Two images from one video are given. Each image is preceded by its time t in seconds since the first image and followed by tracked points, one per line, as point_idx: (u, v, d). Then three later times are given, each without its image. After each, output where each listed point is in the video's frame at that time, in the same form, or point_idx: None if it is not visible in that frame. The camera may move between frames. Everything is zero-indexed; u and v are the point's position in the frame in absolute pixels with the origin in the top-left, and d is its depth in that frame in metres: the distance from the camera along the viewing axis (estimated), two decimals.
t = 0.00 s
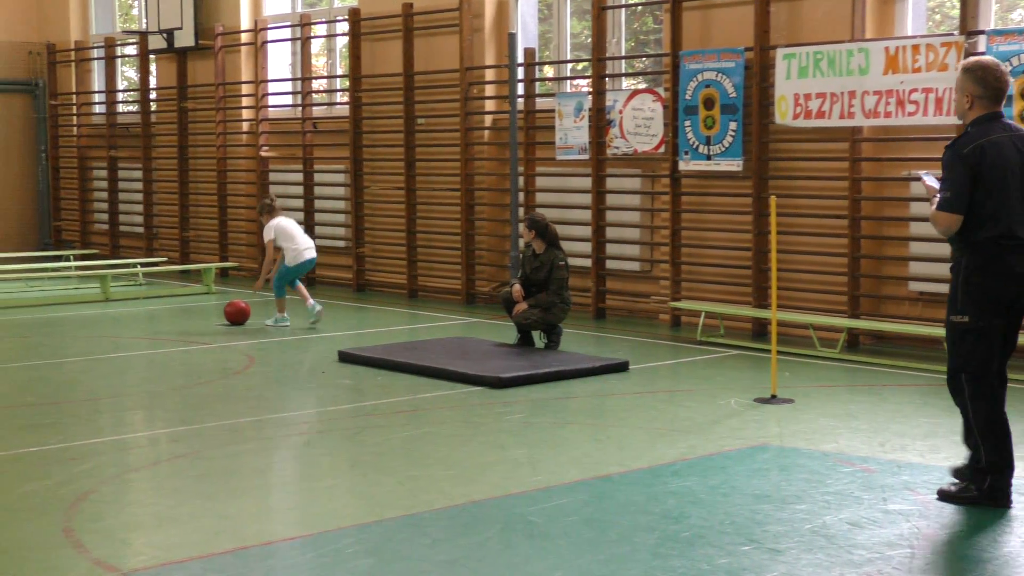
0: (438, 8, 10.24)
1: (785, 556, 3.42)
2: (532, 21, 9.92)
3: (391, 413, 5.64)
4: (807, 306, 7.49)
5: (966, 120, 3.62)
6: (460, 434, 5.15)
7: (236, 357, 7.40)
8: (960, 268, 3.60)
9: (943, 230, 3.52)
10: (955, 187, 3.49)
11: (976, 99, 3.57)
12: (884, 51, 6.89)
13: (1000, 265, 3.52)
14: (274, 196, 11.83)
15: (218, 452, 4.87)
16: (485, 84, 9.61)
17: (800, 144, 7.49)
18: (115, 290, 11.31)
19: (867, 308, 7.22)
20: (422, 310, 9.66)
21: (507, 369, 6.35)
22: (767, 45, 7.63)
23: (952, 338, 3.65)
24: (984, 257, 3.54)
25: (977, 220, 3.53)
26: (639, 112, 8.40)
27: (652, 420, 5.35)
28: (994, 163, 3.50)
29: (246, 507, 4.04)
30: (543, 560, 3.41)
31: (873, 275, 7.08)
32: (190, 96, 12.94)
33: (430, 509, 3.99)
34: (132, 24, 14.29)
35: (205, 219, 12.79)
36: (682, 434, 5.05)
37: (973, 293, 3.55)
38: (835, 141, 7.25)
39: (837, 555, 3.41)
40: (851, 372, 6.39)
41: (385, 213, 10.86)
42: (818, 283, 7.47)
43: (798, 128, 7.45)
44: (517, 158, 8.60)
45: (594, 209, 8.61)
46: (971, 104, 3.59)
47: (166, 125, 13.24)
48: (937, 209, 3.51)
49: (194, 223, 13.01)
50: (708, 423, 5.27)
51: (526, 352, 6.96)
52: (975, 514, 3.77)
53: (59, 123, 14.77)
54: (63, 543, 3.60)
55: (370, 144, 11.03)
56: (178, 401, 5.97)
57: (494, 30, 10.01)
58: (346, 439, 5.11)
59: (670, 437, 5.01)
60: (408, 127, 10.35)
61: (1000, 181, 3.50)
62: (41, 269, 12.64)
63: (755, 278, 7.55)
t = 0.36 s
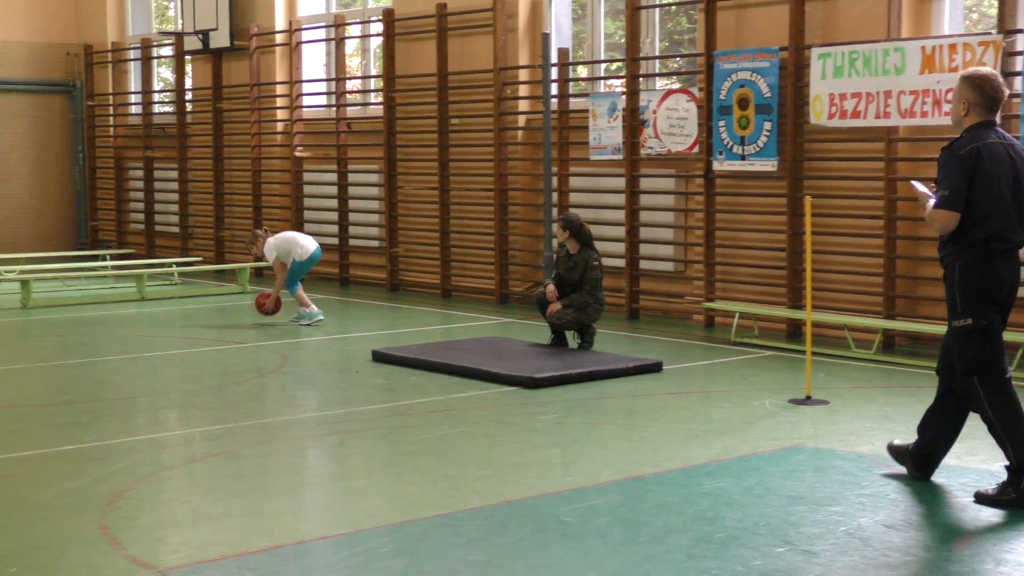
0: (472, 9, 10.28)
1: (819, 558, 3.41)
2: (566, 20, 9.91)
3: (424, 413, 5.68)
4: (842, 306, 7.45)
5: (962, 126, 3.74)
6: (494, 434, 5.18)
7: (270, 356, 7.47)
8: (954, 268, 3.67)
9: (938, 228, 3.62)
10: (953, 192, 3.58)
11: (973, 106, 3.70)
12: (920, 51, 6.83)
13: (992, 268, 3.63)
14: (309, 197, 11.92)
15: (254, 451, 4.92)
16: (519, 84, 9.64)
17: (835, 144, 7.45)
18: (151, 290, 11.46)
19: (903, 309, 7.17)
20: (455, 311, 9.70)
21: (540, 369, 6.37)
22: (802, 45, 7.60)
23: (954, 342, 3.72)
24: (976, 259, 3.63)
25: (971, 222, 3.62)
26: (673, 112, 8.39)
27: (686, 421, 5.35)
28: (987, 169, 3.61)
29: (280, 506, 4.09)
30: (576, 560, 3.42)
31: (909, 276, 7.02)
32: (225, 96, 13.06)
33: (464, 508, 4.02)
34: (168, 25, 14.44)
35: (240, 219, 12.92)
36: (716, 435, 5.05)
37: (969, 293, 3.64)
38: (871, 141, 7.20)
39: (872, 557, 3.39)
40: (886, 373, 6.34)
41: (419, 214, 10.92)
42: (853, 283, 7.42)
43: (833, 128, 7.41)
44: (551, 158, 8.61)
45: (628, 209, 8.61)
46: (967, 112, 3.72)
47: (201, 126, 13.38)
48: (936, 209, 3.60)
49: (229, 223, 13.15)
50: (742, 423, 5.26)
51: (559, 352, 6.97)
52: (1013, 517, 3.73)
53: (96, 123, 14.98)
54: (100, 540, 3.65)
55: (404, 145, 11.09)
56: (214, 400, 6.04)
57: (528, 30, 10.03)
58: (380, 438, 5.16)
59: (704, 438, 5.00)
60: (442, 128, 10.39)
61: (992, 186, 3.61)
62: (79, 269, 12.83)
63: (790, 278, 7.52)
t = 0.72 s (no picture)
0: (508, 9, 10.31)
1: (856, 560, 3.40)
2: (601, 21, 9.91)
3: (459, 413, 5.71)
4: (879, 308, 7.40)
5: (961, 120, 3.89)
6: (528, 434, 5.20)
7: (306, 356, 7.54)
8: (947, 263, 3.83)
9: (935, 215, 3.76)
10: (954, 187, 3.73)
11: (974, 101, 3.84)
12: (958, 49, 6.78)
13: (983, 260, 3.79)
14: (345, 198, 12.01)
15: (289, 451, 4.98)
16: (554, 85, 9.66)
17: (872, 144, 7.40)
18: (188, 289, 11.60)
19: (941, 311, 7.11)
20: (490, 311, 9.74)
21: (575, 369, 6.38)
22: (839, 45, 7.55)
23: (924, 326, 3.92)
24: (969, 252, 3.78)
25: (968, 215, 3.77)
26: (708, 112, 8.36)
27: (720, 422, 5.35)
28: (982, 164, 3.76)
29: (316, 505, 4.14)
30: (609, 561, 3.44)
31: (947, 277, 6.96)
32: (262, 97, 13.18)
33: (498, 509, 4.05)
34: (205, 26, 14.58)
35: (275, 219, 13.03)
36: (752, 436, 5.04)
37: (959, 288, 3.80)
38: (909, 141, 7.16)
39: (909, 560, 3.38)
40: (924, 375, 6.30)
41: (453, 214, 10.97)
42: (890, 284, 7.37)
43: (870, 128, 7.36)
44: (586, 159, 8.62)
45: (662, 210, 8.60)
46: (969, 106, 3.86)
47: (238, 127, 13.52)
48: (940, 202, 3.73)
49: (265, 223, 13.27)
50: (778, 425, 5.25)
51: (594, 353, 6.99)
52: None
53: (134, 124, 15.18)
54: (139, 538, 3.72)
55: (438, 145, 11.14)
56: (250, 399, 6.12)
57: (564, 31, 10.04)
58: (414, 438, 5.20)
59: (739, 439, 5.00)
60: (477, 128, 10.43)
61: (985, 179, 3.77)
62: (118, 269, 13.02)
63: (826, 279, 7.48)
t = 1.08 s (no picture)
0: (546, 10, 10.34)
1: (896, 563, 3.39)
2: (640, 21, 9.91)
3: (496, 413, 5.74)
4: (921, 309, 7.33)
5: (970, 121, 3.97)
6: (565, 435, 5.22)
7: (345, 356, 7.61)
8: (953, 263, 3.92)
9: (944, 218, 3.86)
10: (963, 191, 3.82)
11: (982, 102, 3.93)
12: (1001, 48, 6.71)
13: (989, 259, 3.88)
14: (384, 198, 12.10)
15: (328, 450, 5.05)
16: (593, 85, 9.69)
17: (914, 144, 7.34)
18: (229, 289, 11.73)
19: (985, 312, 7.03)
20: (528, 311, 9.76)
21: (613, 370, 6.39)
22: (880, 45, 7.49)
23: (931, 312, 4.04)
24: (975, 252, 3.88)
25: (975, 215, 3.86)
26: (747, 112, 8.34)
27: (759, 424, 5.33)
28: (988, 168, 3.86)
29: (355, 504, 4.19)
30: (647, 562, 3.45)
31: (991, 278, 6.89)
32: (302, 98, 13.31)
33: (536, 509, 4.07)
34: (246, 27, 14.73)
35: (314, 219, 13.15)
36: (791, 438, 5.03)
37: (963, 288, 3.90)
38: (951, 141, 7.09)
39: (951, 564, 3.36)
40: (966, 377, 6.24)
41: (492, 214, 11.01)
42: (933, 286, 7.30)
43: (911, 128, 7.31)
44: (625, 159, 8.61)
45: (701, 211, 8.58)
46: (978, 108, 3.95)
47: (278, 127, 13.66)
48: (949, 207, 3.83)
49: (304, 223, 13.38)
50: (817, 427, 5.23)
51: (632, 353, 6.99)
52: None
53: (175, 124, 15.38)
54: (181, 535, 3.79)
55: (477, 145, 11.19)
56: (289, 399, 6.19)
57: (602, 31, 10.05)
58: (452, 438, 5.23)
59: (778, 441, 4.98)
60: (515, 129, 10.47)
61: (990, 180, 3.86)
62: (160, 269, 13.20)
63: (867, 280, 7.43)
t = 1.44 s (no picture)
0: (582, 10, 10.35)
1: (934, 566, 3.37)
2: (677, 21, 9.89)
3: (531, 413, 5.77)
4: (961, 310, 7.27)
5: (954, 131, 4.00)
6: (600, 436, 5.24)
7: (380, 356, 7.67)
8: (940, 268, 4.02)
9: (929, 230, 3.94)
10: (945, 202, 3.89)
11: (965, 111, 3.97)
12: None
13: (976, 260, 3.97)
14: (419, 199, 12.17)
15: (363, 450, 5.10)
16: (629, 86, 9.69)
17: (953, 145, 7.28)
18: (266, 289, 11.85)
19: None
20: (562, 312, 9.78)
21: (649, 371, 6.40)
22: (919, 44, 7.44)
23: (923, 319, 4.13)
24: (961, 257, 3.97)
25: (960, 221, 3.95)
26: (784, 113, 8.31)
27: (795, 425, 5.32)
28: (969, 176, 3.92)
29: (390, 504, 4.24)
30: (682, 564, 3.46)
31: None
32: (338, 98, 13.42)
33: (571, 510, 4.09)
34: (283, 28, 14.86)
35: (351, 219, 13.25)
36: (827, 439, 5.01)
37: (954, 293, 3.99)
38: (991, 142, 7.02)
39: (989, 567, 3.34)
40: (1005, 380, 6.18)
41: (527, 215, 11.04)
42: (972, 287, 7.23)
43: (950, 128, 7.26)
44: (661, 159, 8.60)
45: (738, 211, 8.55)
46: (961, 117, 3.99)
47: (315, 128, 13.78)
48: (931, 219, 3.90)
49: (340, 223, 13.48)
50: (854, 428, 5.20)
51: (667, 354, 7.00)
52: None
53: (212, 124, 15.55)
54: (218, 533, 3.85)
55: (512, 145, 11.22)
56: (324, 399, 6.26)
57: (638, 31, 10.04)
58: (487, 439, 5.27)
59: (814, 443, 4.97)
60: (551, 129, 10.49)
61: (975, 184, 3.93)
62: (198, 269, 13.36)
63: (904, 282, 7.38)
